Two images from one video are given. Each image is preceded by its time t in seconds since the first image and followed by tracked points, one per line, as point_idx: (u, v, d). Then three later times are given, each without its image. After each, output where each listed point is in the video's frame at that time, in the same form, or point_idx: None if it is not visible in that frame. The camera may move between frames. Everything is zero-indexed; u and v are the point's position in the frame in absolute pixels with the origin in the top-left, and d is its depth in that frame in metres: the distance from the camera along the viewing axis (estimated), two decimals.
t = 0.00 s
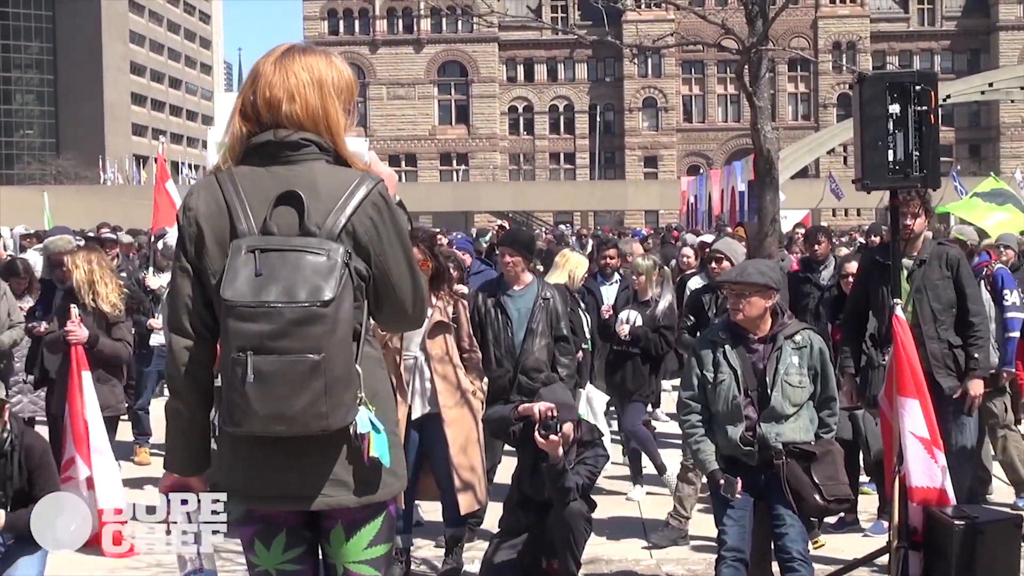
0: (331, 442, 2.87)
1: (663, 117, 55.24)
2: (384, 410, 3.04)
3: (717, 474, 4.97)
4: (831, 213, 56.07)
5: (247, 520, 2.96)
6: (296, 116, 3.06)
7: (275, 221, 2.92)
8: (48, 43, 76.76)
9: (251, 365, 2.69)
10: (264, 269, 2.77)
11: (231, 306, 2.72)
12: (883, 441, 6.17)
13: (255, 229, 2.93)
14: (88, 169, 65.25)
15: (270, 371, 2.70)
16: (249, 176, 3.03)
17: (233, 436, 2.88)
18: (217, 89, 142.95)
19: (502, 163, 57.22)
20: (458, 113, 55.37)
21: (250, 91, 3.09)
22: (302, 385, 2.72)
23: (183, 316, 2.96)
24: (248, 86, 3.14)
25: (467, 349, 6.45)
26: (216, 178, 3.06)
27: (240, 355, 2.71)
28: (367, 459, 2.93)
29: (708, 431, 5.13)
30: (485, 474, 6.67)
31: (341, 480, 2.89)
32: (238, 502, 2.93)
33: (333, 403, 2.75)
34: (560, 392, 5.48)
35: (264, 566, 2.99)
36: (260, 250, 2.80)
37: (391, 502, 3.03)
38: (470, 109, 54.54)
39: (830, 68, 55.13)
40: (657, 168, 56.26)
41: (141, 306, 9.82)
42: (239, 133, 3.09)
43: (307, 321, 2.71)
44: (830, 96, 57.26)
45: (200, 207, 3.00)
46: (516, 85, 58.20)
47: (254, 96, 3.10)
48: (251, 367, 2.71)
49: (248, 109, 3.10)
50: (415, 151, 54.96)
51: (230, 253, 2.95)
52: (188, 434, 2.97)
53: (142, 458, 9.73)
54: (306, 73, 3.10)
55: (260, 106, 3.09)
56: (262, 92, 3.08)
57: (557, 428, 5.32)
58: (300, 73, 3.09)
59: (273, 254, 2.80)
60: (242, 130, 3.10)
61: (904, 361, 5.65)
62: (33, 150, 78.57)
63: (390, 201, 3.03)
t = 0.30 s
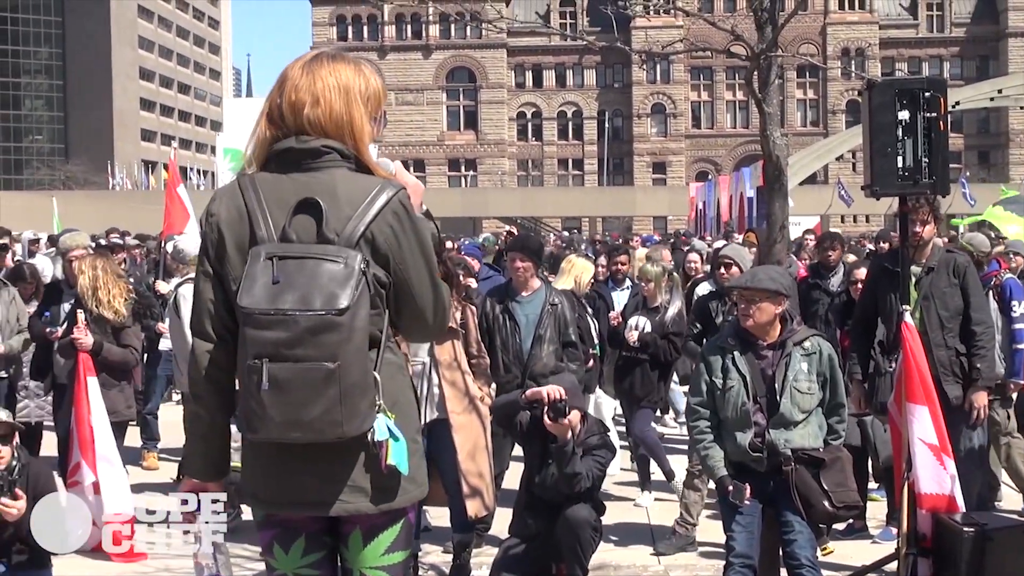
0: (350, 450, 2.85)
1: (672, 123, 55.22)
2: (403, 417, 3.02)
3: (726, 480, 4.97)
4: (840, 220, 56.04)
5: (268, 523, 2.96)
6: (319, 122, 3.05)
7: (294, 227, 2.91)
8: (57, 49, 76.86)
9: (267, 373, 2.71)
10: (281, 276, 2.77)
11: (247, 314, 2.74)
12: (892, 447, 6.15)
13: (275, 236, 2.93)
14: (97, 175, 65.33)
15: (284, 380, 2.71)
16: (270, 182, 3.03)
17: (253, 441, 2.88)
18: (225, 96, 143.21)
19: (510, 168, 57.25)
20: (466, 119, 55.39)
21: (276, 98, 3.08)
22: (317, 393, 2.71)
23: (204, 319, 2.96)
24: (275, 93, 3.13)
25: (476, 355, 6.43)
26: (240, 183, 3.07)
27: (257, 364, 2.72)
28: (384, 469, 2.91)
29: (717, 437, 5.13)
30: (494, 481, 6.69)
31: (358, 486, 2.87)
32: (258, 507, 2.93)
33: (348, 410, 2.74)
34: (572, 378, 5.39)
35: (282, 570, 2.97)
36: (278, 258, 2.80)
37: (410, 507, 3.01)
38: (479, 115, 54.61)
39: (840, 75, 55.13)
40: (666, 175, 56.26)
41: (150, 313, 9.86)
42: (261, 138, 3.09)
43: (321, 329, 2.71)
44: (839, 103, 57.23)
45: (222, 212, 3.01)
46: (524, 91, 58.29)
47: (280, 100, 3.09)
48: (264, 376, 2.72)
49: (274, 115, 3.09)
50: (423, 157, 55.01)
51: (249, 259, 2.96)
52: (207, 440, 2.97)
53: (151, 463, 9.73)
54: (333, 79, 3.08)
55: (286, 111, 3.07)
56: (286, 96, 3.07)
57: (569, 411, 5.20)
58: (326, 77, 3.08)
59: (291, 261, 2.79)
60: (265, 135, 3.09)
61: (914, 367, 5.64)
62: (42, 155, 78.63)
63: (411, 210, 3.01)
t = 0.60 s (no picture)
0: (383, 456, 2.83)
1: (686, 127, 55.19)
2: (436, 423, 2.99)
3: (740, 484, 4.96)
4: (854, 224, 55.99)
5: (301, 528, 2.92)
6: (357, 126, 3.01)
7: (331, 233, 2.89)
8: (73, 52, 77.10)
9: (301, 379, 2.69)
10: (316, 282, 2.75)
11: (283, 318, 2.71)
12: (908, 453, 6.13)
13: (310, 242, 2.90)
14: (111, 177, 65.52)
15: (318, 386, 2.69)
16: (305, 186, 3.00)
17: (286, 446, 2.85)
18: (240, 100, 143.55)
19: (524, 171, 57.31)
20: (480, 122, 55.45)
21: (314, 106, 3.06)
22: (350, 400, 2.69)
23: (241, 325, 2.93)
24: (311, 98, 3.10)
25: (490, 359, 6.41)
26: (276, 188, 3.04)
27: (291, 369, 2.70)
28: (419, 474, 2.87)
29: (731, 442, 5.11)
30: (508, 484, 6.68)
31: (392, 490, 2.84)
32: (292, 510, 2.89)
33: (381, 417, 2.71)
34: (591, 378, 5.37)
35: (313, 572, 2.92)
36: (313, 263, 2.78)
37: (440, 513, 2.97)
38: (492, 118, 54.66)
39: (854, 78, 55.09)
40: (680, 179, 56.27)
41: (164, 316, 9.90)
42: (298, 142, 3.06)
43: (355, 336, 2.68)
44: (854, 107, 57.19)
45: (259, 218, 2.98)
46: (538, 94, 58.36)
47: (318, 106, 3.06)
48: (299, 381, 2.69)
49: (311, 119, 3.07)
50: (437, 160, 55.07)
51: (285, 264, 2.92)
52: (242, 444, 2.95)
53: (165, 466, 9.74)
54: (371, 83, 3.04)
55: (326, 118, 3.04)
56: (325, 101, 3.04)
57: (580, 400, 5.06)
58: (362, 83, 3.05)
59: (327, 267, 2.77)
60: (301, 140, 3.06)
61: (930, 374, 5.62)
62: (57, 158, 78.86)
63: (448, 216, 2.97)
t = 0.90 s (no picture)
0: (422, 461, 2.83)
1: (705, 129, 55.15)
2: (476, 426, 2.99)
3: (758, 487, 4.96)
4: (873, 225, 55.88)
5: (338, 533, 2.91)
6: (401, 130, 3.02)
7: (375, 238, 2.90)
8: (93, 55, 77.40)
9: (343, 382, 2.69)
10: (361, 286, 2.75)
11: (327, 322, 2.72)
12: (929, 456, 6.12)
13: (353, 244, 2.90)
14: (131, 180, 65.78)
15: (361, 389, 2.70)
16: (350, 190, 2.99)
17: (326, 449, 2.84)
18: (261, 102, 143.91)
19: (543, 174, 57.36)
20: (499, 124, 55.51)
21: (358, 107, 3.05)
22: (394, 406, 2.69)
23: (281, 328, 2.93)
24: (354, 99, 3.10)
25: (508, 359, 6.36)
26: (318, 191, 3.03)
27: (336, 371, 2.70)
28: (458, 480, 2.89)
29: (750, 444, 5.10)
30: (526, 487, 6.68)
31: (430, 495, 2.84)
32: (329, 512, 2.89)
33: (422, 424, 2.72)
34: (609, 377, 5.36)
35: None
36: (358, 267, 2.78)
37: (472, 519, 2.97)
38: (511, 120, 54.72)
39: (873, 80, 54.97)
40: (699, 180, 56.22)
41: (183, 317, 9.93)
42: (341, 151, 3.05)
43: (400, 342, 2.69)
44: (873, 108, 57.09)
45: (302, 219, 2.97)
46: (557, 97, 58.41)
47: (360, 113, 3.05)
48: (342, 384, 2.70)
49: (355, 119, 3.06)
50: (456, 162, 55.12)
51: (327, 266, 2.92)
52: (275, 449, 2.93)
53: (183, 467, 9.76)
54: (412, 88, 3.04)
55: (370, 123, 3.04)
56: (368, 111, 3.04)
57: (598, 402, 5.08)
58: (402, 86, 3.04)
59: (372, 272, 2.77)
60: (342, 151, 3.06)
61: (950, 375, 5.59)
62: (78, 160, 79.15)
63: (491, 221, 2.99)
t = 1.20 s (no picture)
0: (476, 463, 3.06)
1: (728, 128, 55.07)
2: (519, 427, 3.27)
3: (781, 488, 4.98)
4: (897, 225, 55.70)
5: (369, 533, 3.14)
6: (463, 134, 3.26)
7: (437, 237, 3.08)
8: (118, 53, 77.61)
9: (422, 382, 2.88)
10: (432, 288, 2.93)
11: (402, 320, 2.89)
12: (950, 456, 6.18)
13: (414, 243, 3.05)
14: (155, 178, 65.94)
15: (438, 391, 2.90)
16: (407, 187, 3.15)
17: (381, 446, 3.01)
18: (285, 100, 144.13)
19: (566, 172, 57.32)
20: (522, 123, 55.49)
21: (415, 104, 3.24)
22: (466, 404, 2.93)
23: (326, 329, 3.04)
24: (401, 98, 3.29)
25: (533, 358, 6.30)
26: (368, 188, 3.16)
27: (410, 371, 2.89)
28: (505, 476, 3.14)
29: (773, 444, 5.09)
30: (549, 486, 6.71)
31: (484, 495, 3.09)
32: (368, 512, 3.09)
33: (489, 424, 2.96)
34: (633, 375, 5.35)
35: None
36: (425, 267, 2.95)
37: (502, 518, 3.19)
38: (534, 119, 54.70)
39: (898, 79, 54.76)
40: (722, 180, 56.09)
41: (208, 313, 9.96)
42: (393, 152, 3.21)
43: (477, 342, 2.92)
44: (898, 108, 56.92)
45: (355, 219, 3.07)
46: (580, 95, 58.38)
47: (418, 112, 3.25)
48: (419, 382, 2.90)
49: (410, 117, 3.25)
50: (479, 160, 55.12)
51: (387, 265, 3.03)
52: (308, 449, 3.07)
53: (207, 464, 9.80)
54: (459, 88, 3.28)
55: (429, 124, 3.25)
56: (431, 112, 3.24)
57: (622, 402, 5.08)
58: (450, 86, 3.27)
59: (439, 270, 2.95)
60: (391, 153, 3.22)
61: (974, 376, 5.56)
62: (102, 157, 79.36)
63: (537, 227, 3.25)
